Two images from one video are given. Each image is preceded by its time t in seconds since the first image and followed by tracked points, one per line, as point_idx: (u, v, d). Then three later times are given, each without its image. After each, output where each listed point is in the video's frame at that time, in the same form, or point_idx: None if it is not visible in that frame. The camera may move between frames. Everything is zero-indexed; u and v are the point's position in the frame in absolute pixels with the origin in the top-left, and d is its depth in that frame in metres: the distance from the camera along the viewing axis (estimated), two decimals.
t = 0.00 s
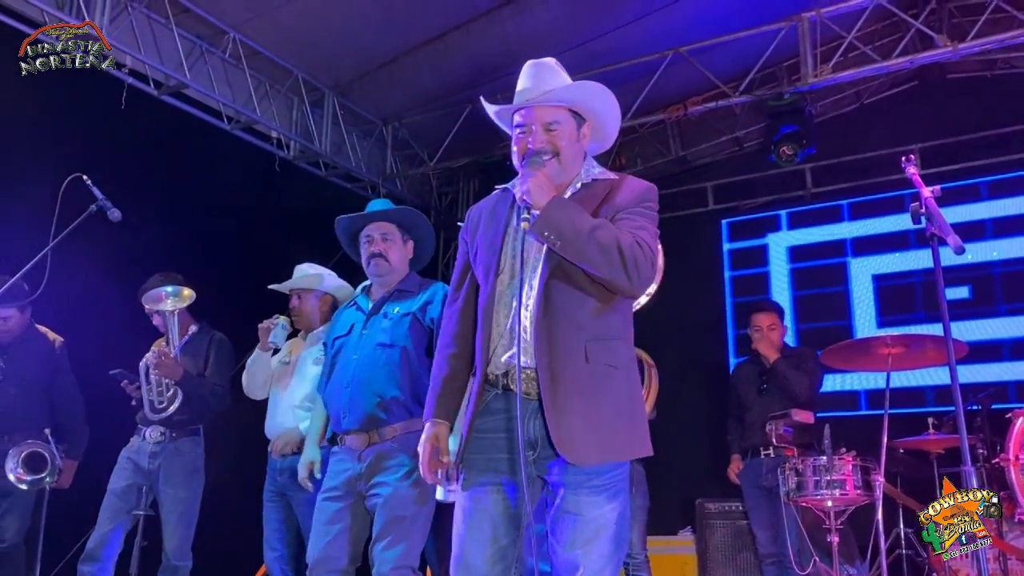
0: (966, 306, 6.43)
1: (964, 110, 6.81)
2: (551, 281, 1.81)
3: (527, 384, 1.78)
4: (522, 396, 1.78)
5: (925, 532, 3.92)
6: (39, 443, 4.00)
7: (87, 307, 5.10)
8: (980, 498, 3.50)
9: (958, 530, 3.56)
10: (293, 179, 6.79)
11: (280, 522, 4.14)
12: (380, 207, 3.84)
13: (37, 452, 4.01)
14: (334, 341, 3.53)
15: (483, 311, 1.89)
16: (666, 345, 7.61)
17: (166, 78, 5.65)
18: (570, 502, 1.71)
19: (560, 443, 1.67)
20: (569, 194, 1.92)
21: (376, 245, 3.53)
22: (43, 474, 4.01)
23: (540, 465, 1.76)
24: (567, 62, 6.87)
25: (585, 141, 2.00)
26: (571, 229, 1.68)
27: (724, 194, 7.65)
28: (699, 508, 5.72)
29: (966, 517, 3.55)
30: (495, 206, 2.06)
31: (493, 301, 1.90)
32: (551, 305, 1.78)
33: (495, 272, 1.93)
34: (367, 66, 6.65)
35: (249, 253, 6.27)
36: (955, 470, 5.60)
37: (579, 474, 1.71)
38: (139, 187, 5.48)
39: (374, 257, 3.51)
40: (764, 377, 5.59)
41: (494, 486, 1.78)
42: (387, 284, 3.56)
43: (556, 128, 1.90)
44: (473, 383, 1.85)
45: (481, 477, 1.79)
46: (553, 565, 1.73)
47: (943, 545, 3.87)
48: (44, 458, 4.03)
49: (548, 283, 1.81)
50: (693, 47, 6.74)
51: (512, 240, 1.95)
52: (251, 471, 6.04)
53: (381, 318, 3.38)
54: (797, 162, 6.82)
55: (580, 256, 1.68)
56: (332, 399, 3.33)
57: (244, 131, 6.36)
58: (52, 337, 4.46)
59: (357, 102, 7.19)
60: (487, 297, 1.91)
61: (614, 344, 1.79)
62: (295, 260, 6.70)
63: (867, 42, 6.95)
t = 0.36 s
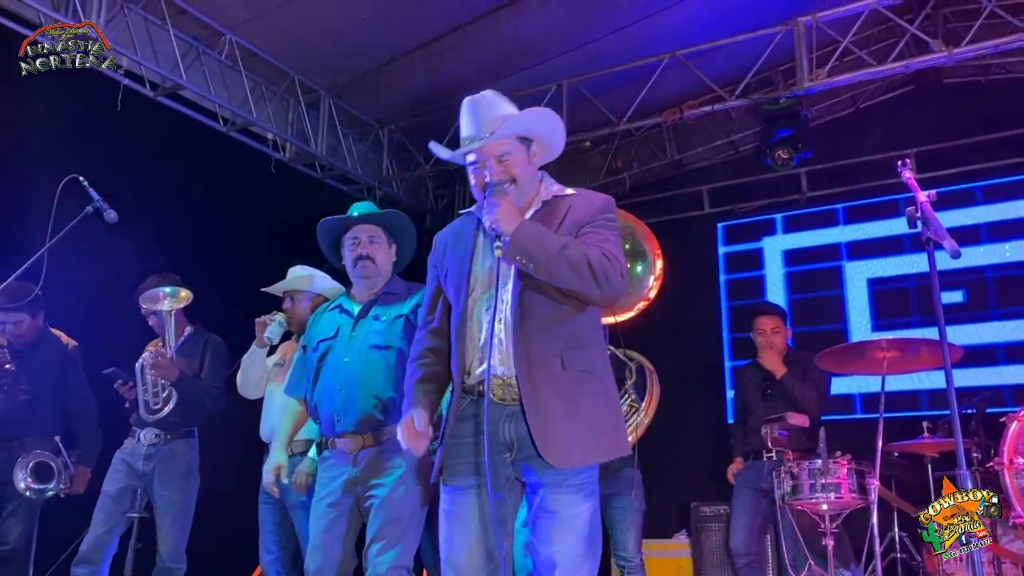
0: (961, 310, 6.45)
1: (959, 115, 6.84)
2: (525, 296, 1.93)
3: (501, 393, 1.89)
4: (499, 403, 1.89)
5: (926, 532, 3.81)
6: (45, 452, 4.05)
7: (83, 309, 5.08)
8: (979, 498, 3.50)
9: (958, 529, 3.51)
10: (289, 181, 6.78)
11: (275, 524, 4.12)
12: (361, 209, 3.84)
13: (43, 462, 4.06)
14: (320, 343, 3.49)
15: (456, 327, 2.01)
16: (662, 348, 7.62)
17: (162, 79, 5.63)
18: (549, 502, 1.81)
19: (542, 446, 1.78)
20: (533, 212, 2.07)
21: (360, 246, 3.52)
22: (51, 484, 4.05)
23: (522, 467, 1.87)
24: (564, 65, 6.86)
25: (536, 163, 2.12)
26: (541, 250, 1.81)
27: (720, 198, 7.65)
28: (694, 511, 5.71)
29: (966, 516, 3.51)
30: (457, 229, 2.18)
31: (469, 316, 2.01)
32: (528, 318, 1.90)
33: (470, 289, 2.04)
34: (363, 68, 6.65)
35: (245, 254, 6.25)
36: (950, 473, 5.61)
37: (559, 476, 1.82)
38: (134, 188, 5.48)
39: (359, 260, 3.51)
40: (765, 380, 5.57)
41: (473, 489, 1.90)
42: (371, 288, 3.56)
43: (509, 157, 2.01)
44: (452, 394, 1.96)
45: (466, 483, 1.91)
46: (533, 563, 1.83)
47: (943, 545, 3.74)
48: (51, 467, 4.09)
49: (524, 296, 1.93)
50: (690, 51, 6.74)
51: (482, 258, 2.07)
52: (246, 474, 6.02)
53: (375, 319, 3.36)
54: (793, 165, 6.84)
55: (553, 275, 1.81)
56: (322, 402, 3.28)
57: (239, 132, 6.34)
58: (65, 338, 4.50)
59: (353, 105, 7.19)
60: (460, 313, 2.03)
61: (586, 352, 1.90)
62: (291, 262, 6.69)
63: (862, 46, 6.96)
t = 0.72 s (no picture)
0: (953, 313, 6.47)
1: (951, 118, 6.87)
2: (513, 298, 1.96)
3: (490, 392, 1.89)
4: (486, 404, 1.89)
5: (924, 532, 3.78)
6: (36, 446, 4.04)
7: (75, 307, 5.06)
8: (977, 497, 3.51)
9: (957, 529, 3.47)
10: (282, 180, 6.76)
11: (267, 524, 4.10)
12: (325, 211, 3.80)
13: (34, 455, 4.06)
14: (296, 348, 3.47)
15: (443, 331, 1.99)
16: (654, 349, 7.62)
17: (155, 77, 5.61)
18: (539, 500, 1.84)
19: (540, 444, 1.81)
20: (517, 220, 2.07)
21: (325, 249, 3.52)
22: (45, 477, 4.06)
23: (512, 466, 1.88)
24: (559, 66, 6.86)
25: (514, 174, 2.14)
26: (534, 258, 1.82)
27: (714, 199, 7.66)
28: (687, 512, 5.72)
29: (966, 516, 3.49)
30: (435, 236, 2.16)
31: (453, 318, 2.01)
32: (518, 320, 1.92)
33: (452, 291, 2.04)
34: (358, 68, 6.64)
35: (238, 253, 6.24)
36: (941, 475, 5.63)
37: (551, 473, 1.86)
38: (126, 187, 5.46)
39: (326, 263, 3.52)
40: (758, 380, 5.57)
41: (459, 488, 1.89)
42: (345, 287, 3.58)
43: (491, 167, 2.04)
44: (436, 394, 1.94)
45: (453, 483, 1.90)
46: (519, 563, 1.85)
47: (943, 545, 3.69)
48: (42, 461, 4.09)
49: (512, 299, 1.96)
50: (684, 53, 6.74)
51: (463, 262, 2.08)
52: (238, 473, 6.00)
53: (346, 319, 3.31)
54: (786, 168, 6.86)
55: (545, 280, 1.84)
56: (301, 406, 3.27)
57: (232, 131, 6.32)
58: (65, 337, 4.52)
59: (347, 104, 7.17)
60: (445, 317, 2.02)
61: (573, 353, 1.94)
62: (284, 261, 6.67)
63: (855, 50, 6.99)
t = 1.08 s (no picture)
0: (940, 313, 6.51)
1: (939, 120, 6.91)
2: (513, 296, 2.01)
3: (492, 388, 1.90)
4: (485, 402, 1.90)
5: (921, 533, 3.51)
6: (13, 437, 3.96)
7: (62, 302, 5.03)
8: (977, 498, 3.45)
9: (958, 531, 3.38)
10: (272, 176, 6.75)
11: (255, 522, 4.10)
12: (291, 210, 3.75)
13: (11, 446, 3.98)
14: (272, 352, 3.44)
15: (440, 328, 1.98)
16: (644, 347, 7.64)
17: (145, 72, 5.58)
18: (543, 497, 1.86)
19: (550, 438, 1.86)
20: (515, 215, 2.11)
21: (290, 250, 3.47)
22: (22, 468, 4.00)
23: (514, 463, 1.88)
24: (550, 65, 6.87)
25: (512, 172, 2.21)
26: (541, 250, 1.88)
27: (704, 199, 7.68)
28: (675, 510, 5.73)
29: (967, 517, 3.41)
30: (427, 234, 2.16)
31: (451, 313, 2.01)
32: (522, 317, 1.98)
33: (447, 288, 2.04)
34: (349, 65, 6.63)
35: (228, 249, 6.21)
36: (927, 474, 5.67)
37: (559, 469, 1.89)
38: (114, 182, 5.44)
39: (293, 264, 3.46)
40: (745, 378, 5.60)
41: (459, 486, 1.86)
42: (315, 286, 3.51)
43: (496, 161, 2.12)
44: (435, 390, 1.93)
45: (451, 481, 1.87)
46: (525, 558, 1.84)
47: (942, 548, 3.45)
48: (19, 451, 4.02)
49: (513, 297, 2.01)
50: (675, 52, 6.76)
51: (457, 259, 2.09)
52: (226, 469, 5.99)
53: (316, 321, 3.28)
54: (776, 168, 6.88)
55: (551, 273, 1.90)
56: (279, 406, 3.25)
57: (223, 127, 6.30)
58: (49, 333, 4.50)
59: (338, 101, 7.16)
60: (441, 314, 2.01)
61: (564, 348, 2.02)
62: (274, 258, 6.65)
63: (846, 51, 7.02)
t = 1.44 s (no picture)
0: (924, 312, 6.56)
1: (925, 120, 6.96)
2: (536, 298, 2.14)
3: (518, 389, 2.01)
4: (507, 401, 2.02)
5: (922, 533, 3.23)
6: None
7: (45, 293, 5.00)
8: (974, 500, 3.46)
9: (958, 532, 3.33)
10: (259, 170, 6.72)
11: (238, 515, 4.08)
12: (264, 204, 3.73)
13: None
14: (250, 347, 3.42)
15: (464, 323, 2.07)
16: (630, 344, 7.66)
17: (132, 63, 5.53)
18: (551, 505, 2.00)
19: (571, 443, 1.98)
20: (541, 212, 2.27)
21: (261, 247, 3.46)
22: None
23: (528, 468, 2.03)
24: (540, 61, 6.87)
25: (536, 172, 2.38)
26: (570, 241, 2.07)
27: (691, 197, 7.70)
28: (660, 506, 5.73)
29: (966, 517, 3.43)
30: (446, 227, 2.25)
31: (476, 308, 2.09)
32: (545, 321, 2.09)
33: (471, 282, 2.12)
34: (338, 59, 6.61)
35: (214, 242, 6.18)
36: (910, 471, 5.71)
37: (573, 475, 2.02)
38: (98, 174, 5.41)
39: (265, 260, 3.45)
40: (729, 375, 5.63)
41: (476, 483, 1.99)
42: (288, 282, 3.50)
43: (526, 158, 2.28)
44: (459, 385, 2.02)
45: (466, 476, 1.99)
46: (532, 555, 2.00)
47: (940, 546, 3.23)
48: None
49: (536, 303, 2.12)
50: (665, 49, 6.80)
51: (479, 255, 2.18)
52: (211, 463, 5.95)
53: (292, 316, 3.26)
54: (763, 166, 6.91)
55: (579, 263, 2.10)
56: (256, 402, 3.26)
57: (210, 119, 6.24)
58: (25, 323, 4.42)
59: (327, 94, 7.14)
60: (466, 308, 2.09)
61: (582, 347, 2.14)
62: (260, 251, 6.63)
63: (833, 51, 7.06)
